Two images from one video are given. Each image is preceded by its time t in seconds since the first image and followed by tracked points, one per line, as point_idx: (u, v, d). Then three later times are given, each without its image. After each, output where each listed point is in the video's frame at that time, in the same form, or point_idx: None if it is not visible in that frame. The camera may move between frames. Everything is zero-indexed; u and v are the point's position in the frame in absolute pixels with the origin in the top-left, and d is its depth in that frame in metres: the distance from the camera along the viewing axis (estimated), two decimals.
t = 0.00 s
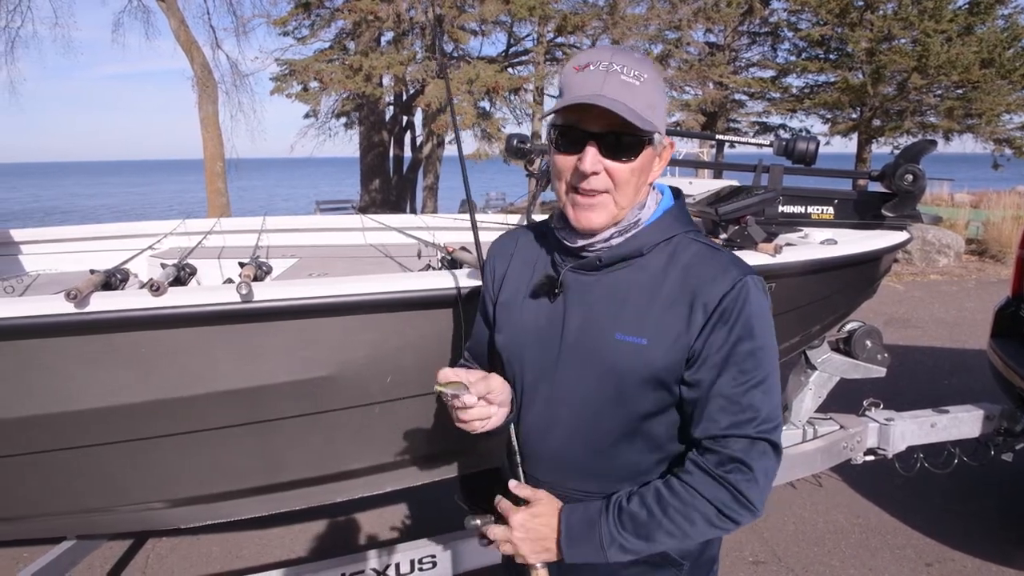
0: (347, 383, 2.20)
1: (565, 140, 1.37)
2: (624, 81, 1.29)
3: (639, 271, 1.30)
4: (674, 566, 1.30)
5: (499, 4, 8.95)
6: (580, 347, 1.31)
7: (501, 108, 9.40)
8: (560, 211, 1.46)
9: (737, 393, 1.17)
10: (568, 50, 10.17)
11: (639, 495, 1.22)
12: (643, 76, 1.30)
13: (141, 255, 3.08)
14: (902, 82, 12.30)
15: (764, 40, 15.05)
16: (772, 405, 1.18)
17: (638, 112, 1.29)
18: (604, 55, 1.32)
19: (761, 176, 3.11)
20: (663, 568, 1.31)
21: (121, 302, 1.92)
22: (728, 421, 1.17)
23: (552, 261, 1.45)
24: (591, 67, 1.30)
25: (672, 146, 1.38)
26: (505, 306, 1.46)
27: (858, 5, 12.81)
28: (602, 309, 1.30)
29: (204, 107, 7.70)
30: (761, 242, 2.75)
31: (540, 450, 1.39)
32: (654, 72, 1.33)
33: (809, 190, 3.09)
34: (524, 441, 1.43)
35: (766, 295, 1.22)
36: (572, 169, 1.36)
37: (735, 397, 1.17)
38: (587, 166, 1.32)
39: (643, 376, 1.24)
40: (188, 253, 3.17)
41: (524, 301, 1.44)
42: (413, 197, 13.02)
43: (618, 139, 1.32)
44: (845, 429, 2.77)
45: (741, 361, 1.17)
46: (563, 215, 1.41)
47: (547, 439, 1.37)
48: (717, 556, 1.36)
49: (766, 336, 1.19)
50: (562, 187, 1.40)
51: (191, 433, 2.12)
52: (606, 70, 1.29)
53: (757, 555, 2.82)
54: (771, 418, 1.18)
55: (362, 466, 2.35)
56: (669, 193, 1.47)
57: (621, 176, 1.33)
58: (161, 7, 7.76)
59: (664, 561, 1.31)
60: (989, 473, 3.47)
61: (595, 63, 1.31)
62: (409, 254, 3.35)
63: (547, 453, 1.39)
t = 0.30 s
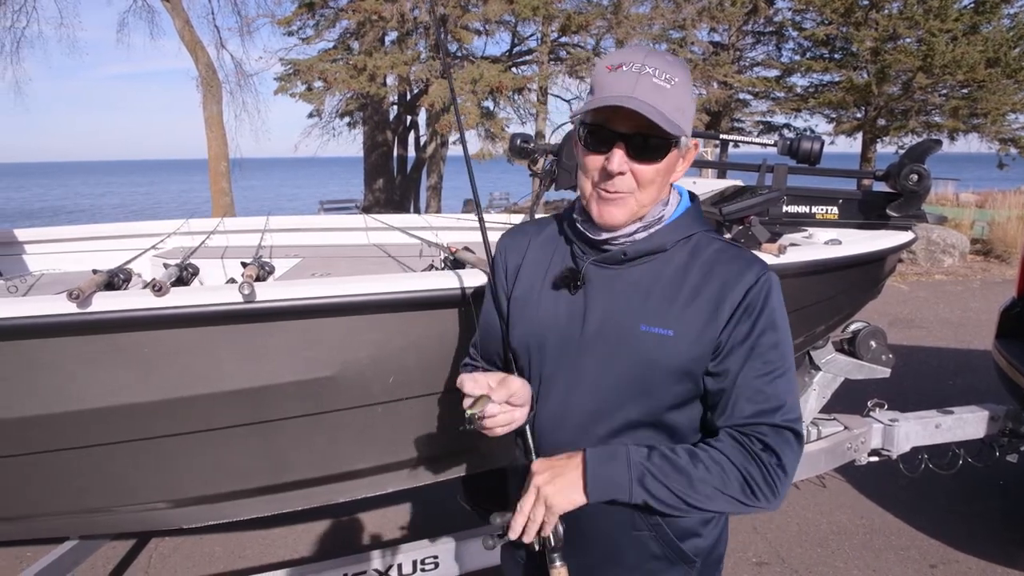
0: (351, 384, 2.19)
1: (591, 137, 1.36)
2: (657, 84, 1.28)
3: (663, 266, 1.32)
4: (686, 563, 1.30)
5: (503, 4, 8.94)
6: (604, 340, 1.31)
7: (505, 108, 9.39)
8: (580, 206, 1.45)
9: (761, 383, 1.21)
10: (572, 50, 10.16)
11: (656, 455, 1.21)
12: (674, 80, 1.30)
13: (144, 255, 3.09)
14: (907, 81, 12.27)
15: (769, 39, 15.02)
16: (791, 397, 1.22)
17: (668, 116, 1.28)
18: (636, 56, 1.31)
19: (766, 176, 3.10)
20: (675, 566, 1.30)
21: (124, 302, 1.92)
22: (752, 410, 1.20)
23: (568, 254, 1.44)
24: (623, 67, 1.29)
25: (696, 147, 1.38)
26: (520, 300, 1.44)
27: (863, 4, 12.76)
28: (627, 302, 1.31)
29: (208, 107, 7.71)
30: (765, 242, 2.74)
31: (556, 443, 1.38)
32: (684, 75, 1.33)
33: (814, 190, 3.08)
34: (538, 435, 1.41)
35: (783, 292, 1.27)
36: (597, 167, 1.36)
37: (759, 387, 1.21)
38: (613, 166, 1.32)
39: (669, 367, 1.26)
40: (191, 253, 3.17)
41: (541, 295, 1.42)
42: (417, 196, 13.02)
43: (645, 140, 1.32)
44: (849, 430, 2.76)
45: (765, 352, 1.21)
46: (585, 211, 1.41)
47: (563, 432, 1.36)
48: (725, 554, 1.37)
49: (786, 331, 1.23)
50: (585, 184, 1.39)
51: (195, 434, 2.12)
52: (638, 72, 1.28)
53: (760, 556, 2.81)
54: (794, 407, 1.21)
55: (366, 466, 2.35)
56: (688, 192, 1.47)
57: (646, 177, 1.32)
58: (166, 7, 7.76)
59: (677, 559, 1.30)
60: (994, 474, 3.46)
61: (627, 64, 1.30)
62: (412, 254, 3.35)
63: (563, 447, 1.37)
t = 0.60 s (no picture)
0: (353, 383, 2.19)
1: (596, 139, 1.35)
2: (661, 89, 1.27)
3: (669, 260, 1.31)
4: (694, 559, 1.30)
5: (507, 4, 8.93)
6: (610, 333, 1.31)
7: (509, 108, 9.38)
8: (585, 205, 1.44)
9: (763, 371, 1.21)
10: (576, 50, 10.14)
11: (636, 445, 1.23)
12: (680, 85, 1.29)
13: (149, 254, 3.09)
14: (912, 81, 12.23)
15: (774, 39, 14.98)
16: (792, 386, 1.22)
17: (671, 122, 1.28)
18: (643, 60, 1.30)
19: (770, 176, 3.09)
20: (684, 562, 1.30)
21: (126, 302, 1.92)
22: (750, 397, 1.21)
23: (574, 251, 1.43)
24: (631, 72, 1.28)
25: (701, 150, 1.37)
26: (526, 298, 1.42)
27: (868, 4, 12.71)
28: (632, 294, 1.30)
29: (213, 107, 7.72)
30: (770, 242, 2.73)
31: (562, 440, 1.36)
32: (691, 80, 1.31)
33: (819, 189, 3.06)
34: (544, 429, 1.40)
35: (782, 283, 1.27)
36: (600, 169, 1.35)
37: (762, 375, 1.21)
38: (615, 169, 1.32)
39: (675, 359, 1.25)
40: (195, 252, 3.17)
41: (548, 290, 1.41)
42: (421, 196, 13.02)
43: (648, 143, 1.30)
44: (854, 431, 2.74)
45: (767, 339, 1.21)
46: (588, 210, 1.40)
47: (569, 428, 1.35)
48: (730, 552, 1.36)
49: (786, 320, 1.24)
50: (588, 185, 1.38)
51: (196, 433, 2.12)
52: (645, 77, 1.27)
53: (765, 557, 2.80)
54: (793, 395, 1.22)
55: (368, 466, 2.34)
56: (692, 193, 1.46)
57: (648, 180, 1.32)
58: (171, 7, 7.78)
59: (685, 555, 1.30)
60: (999, 475, 3.44)
61: (634, 68, 1.29)
62: (415, 254, 3.34)
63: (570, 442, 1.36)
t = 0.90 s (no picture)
0: (353, 383, 2.19)
1: (593, 138, 1.36)
2: (659, 90, 1.28)
3: (665, 258, 1.31)
4: (690, 557, 1.30)
5: (508, 4, 8.93)
6: (607, 330, 1.31)
7: (509, 108, 9.39)
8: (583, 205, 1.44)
9: (761, 367, 1.20)
10: (576, 50, 10.15)
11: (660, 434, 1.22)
12: (679, 87, 1.29)
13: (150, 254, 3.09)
14: (913, 81, 12.22)
15: (774, 39, 14.98)
16: (792, 382, 1.21)
17: (668, 122, 1.27)
18: (644, 60, 1.30)
19: (771, 176, 3.10)
20: (679, 560, 1.30)
21: (128, 302, 1.92)
22: (753, 394, 1.20)
23: (574, 251, 1.44)
24: (630, 72, 1.29)
25: (698, 152, 1.37)
26: (525, 298, 1.43)
27: (869, 4, 12.71)
28: (627, 291, 1.31)
29: (214, 107, 7.72)
30: (770, 242, 2.74)
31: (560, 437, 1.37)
32: (691, 83, 1.31)
33: (819, 189, 3.06)
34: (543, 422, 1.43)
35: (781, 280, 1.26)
36: (597, 167, 1.35)
37: (761, 372, 1.20)
38: (610, 167, 1.32)
39: (671, 355, 1.25)
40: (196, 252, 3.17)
41: (546, 290, 1.42)
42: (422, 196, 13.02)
43: (645, 142, 1.30)
44: (854, 431, 2.74)
45: (766, 335, 1.20)
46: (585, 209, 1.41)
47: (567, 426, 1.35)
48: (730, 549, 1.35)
49: (784, 317, 1.23)
50: (585, 183, 1.39)
51: (198, 433, 2.12)
52: (643, 77, 1.28)
53: (765, 557, 2.81)
54: (793, 390, 1.21)
55: (369, 466, 2.34)
56: (689, 193, 1.46)
57: (643, 180, 1.32)
58: (171, 7, 7.79)
59: (680, 552, 1.30)
60: (999, 476, 3.44)
61: (634, 69, 1.29)
62: (416, 254, 3.35)
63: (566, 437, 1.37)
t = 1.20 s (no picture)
0: (356, 383, 2.20)
1: (594, 136, 1.36)
2: (660, 86, 1.28)
3: (665, 259, 1.32)
4: (688, 554, 1.30)
5: (511, 4, 8.94)
6: (606, 330, 1.32)
7: (512, 108, 9.40)
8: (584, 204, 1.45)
9: (762, 369, 1.20)
10: (579, 50, 10.16)
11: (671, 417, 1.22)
12: (678, 84, 1.30)
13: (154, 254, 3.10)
14: (916, 81, 12.21)
15: (777, 39, 14.97)
16: (793, 384, 1.22)
17: (670, 117, 1.28)
18: (644, 58, 1.31)
19: (773, 176, 3.10)
20: (677, 558, 1.31)
21: (133, 301, 1.93)
22: (757, 396, 1.20)
23: (576, 250, 1.45)
24: (631, 69, 1.30)
25: (699, 151, 1.38)
26: (527, 298, 1.45)
27: (872, 4, 12.70)
28: (627, 291, 1.32)
29: (217, 107, 7.73)
30: (772, 243, 2.75)
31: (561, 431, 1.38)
32: (690, 81, 1.32)
33: (821, 190, 3.08)
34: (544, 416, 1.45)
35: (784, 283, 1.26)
36: (599, 163, 1.36)
37: (762, 374, 1.20)
38: (613, 162, 1.32)
39: (670, 356, 1.26)
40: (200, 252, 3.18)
41: (547, 290, 1.43)
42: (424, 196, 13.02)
43: (646, 138, 1.31)
44: (857, 432, 2.74)
45: (767, 337, 1.20)
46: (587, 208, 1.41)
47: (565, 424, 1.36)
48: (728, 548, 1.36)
49: (786, 320, 1.22)
50: (587, 180, 1.39)
51: (201, 432, 2.13)
52: (644, 74, 1.28)
53: (766, 557, 2.81)
54: (794, 391, 1.21)
55: (372, 465, 2.35)
56: (690, 194, 1.46)
57: (645, 176, 1.32)
58: (175, 7, 7.80)
59: (678, 550, 1.31)
60: (1001, 476, 3.44)
61: (634, 66, 1.30)
62: (419, 254, 3.35)
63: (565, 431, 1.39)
